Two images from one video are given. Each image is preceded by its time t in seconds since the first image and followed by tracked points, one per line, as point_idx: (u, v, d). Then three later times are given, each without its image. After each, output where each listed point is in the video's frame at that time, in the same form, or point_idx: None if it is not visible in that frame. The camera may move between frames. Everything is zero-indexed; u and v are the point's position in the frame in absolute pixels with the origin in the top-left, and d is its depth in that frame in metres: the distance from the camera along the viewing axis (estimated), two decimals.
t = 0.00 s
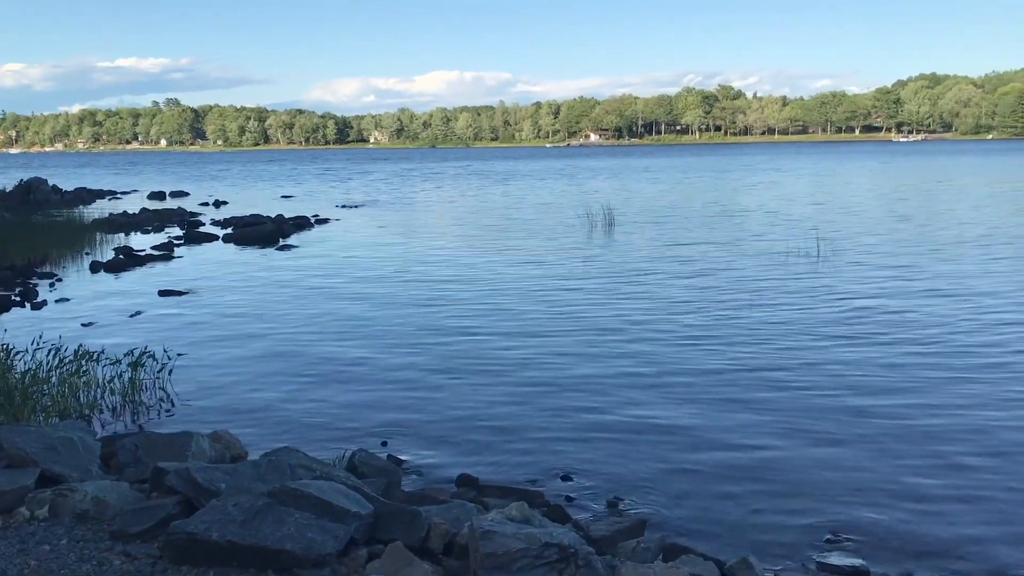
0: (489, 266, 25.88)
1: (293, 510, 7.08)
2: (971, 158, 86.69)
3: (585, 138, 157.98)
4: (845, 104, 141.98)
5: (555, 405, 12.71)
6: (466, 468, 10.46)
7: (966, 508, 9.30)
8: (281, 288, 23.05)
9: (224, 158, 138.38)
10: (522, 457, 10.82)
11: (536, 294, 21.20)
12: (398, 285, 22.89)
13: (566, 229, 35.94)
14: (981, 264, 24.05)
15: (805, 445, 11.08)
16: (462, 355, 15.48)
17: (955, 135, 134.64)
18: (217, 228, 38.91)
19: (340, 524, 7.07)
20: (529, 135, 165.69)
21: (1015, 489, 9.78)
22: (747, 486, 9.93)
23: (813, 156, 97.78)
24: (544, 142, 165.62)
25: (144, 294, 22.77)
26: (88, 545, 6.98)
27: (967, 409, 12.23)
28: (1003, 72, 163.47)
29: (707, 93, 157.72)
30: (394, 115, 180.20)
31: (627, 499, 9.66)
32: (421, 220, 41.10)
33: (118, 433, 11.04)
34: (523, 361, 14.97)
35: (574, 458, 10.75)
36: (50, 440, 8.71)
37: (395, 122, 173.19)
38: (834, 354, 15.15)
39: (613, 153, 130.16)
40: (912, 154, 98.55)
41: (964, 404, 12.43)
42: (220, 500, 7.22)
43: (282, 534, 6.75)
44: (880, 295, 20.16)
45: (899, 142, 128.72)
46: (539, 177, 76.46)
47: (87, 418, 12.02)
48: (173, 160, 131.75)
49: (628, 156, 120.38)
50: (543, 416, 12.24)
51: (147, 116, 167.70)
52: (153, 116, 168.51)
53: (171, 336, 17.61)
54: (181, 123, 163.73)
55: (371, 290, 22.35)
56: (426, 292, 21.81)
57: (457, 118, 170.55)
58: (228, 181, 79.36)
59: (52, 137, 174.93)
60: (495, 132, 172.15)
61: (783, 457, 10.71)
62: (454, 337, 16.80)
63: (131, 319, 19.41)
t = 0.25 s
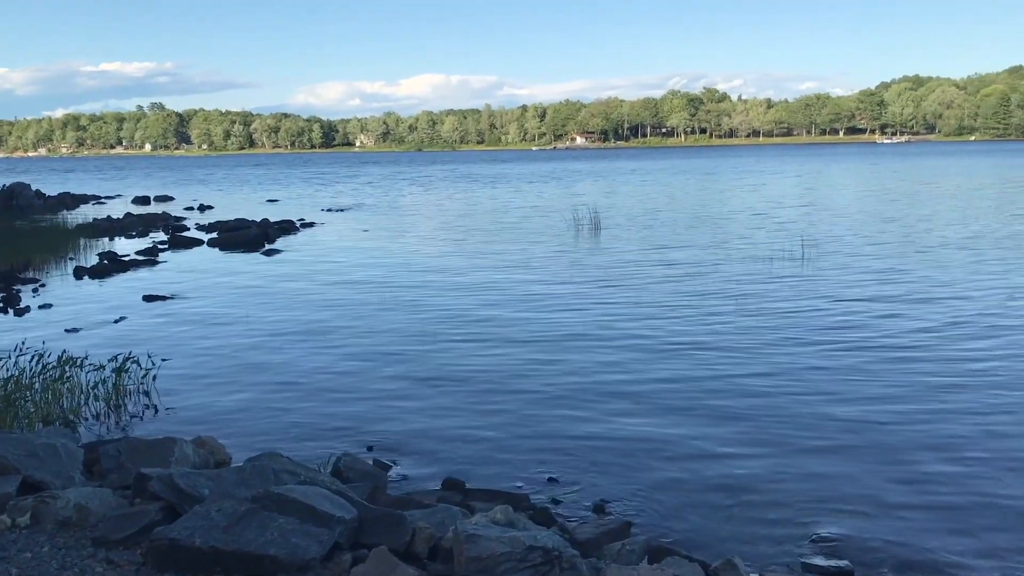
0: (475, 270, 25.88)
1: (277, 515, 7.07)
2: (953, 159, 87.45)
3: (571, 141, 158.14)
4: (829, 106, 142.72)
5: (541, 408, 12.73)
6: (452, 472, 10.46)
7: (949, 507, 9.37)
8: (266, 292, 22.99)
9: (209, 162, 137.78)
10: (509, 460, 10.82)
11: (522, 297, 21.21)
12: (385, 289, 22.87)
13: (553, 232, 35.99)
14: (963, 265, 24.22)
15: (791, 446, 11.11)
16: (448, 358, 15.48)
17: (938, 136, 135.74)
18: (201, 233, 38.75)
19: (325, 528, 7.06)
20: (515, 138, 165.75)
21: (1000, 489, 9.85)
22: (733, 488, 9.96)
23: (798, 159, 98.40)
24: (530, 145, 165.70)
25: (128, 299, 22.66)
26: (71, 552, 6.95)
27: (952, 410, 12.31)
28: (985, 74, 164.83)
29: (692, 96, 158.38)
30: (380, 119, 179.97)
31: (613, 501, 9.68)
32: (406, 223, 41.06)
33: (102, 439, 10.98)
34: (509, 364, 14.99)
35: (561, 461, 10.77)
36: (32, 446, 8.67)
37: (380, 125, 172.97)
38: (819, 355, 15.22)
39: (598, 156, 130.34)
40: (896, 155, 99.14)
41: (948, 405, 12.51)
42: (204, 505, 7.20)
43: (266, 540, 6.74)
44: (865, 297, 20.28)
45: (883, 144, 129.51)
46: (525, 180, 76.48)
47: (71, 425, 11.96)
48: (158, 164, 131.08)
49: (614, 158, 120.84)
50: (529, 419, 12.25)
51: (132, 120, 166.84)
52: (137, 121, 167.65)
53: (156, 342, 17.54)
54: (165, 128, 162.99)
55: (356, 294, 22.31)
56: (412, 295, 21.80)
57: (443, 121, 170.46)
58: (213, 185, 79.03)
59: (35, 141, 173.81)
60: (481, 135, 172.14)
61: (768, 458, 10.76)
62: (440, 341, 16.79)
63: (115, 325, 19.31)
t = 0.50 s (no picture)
0: (461, 271, 25.87)
1: (262, 518, 7.04)
2: (938, 159, 88.03)
3: (558, 141, 158.28)
4: (814, 106, 143.36)
5: (528, 409, 12.72)
6: (439, 473, 10.46)
7: (934, 505, 9.43)
8: (253, 294, 22.91)
9: (194, 164, 137.12)
10: (496, 461, 10.82)
11: (509, 298, 21.21)
12: (371, 291, 22.83)
13: (539, 232, 36.01)
14: (947, 265, 24.37)
15: (776, 445, 11.15)
16: (434, 360, 15.47)
17: (922, 135, 136.61)
18: (187, 235, 38.56)
19: (311, 531, 7.04)
20: (501, 139, 165.69)
21: (983, 487, 9.90)
22: (719, 487, 9.98)
23: (784, 158, 98.84)
24: (517, 145, 165.67)
25: (112, 303, 22.53)
26: (55, 557, 6.92)
27: (937, 408, 12.36)
28: (969, 74, 166.01)
29: (678, 96, 158.83)
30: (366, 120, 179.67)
31: (601, 500, 9.69)
32: (393, 225, 41.00)
33: (87, 443, 10.92)
34: (496, 366, 14.99)
35: (549, 461, 10.77)
36: (15, 450, 8.61)
37: (366, 126, 172.74)
38: (805, 355, 15.26)
39: (585, 156, 130.47)
40: (880, 155, 99.67)
41: (933, 403, 12.56)
42: (188, 508, 7.18)
43: (251, 542, 6.73)
44: (850, 296, 20.36)
45: (868, 143, 130.22)
46: (512, 181, 76.43)
47: (56, 429, 11.88)
48: (143, 167, 130.38)
49: (601, 158, 121.11)
50: (516, 420, 12.25)
51: (116, 122, 165.96)
52: (121, 123, 166.77)
53: (141, 344, 17.44)
54: (150, 129, 162.22)
55: (342, 296, 22.25)
56: (398, 297, 21.76)
57: (429, 122, 170.29)
58: (198, 188, 78.72)
59: (18, 144, 172.65)
60: (467, 136, 171.95)
61: (754, 457, 10.79)
62: (426, 342, 16.77)
63: (99, 328, 19.19)
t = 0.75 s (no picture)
0: (446, 270, 25.85)
1: (246, 518, 7.03)
2: (921, 156, 88.51)
3: (543, 140, 158.32)
4: (798, 104, 143.96)
5: (513, 408, 12.73)
6: (424, 473, 10.45)
7: (917, 499, 9.49)
8: (237, 295, 22.81)
9: (177, 164, 136.35)
10: (482, 460, 10.82)
11: (493, 297, 21.21)
12: (355, 291, 22.78)
13: (524, 232, 36.02)
14: (929, 262, 24.53)
15: (761, 442, 11.18)
16: (419, 359, 15.46)
17: (904, 133, 137.33)
18: (170, 236, 38.35)
19: (294, 532, 7.04)
20: (486, 138, 165.56)
21: (966, 480, 9.96)
22: (705, 484, 10.01)
23: (768, 157, 99.22)
24: (502, 144, 165.55)
25: (94, 304, 22.39)
26: (37, 561, 6.91)
27: (920, 403, 12.41)
28: (950, 72, 167.11)
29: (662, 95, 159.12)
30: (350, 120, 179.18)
31: (586, 498, 9.71)
32: (377, 224, 40.92)
33: (69, 445, 10.85)
34: (481, 365, 14.99)
35: (534, 460, 10.78)
36: None
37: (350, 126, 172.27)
38: (789, 352, 15.31)
39: (570, 155, 130.57)
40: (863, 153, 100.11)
41: (917, 398, 12.62)
42: (171, 510, 7.17)
43: (235, 543, 6.73)
44: (834, 293, 20.43)
45: (851, 142, 130.88)
46: (496, 180, 76.40)
47: (38, 431, 11.81)
48: (125, 168, 129.55)
49: (586, 157, 121.24)
50: (501, 419, 12.26)
51: (98, 123, 164.84)
52: (103, 123, 165.68)
53: (124, 346, 17.34)
54: (133, 130, 161.22)
55: (326, 296, 22.19)
56: (383, 297, 21.73)
57: (413, 121, 170.00)
58: (181, 188, 78.30)
59: None
60: (452, 136, 171.68)
61: (739, 454, 10.82)
62: (411, 342, 16.75)
63: (81, 330, 19.07)
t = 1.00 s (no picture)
0: (432, 270, 25.83)
1: (231, 519, 7.02)
2: (904, 154, 89.08)
3: (529, 139, 158.42)
4: (782, 102, 144.57)
5: (500, 407, 12.72)
6: (411, 472, 10.43)
7: (903, 497, 9.53)
8: (222, 295, 22.72)
9: (162, 164, 135.69)
10: (469, 459, 10.81)
11: (480, 296, 21.21)
12: (341, 290, 22.73)
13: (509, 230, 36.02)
14: (913, 260, 24.67)
15: (748, 440, 11.21)
16: (406, 359, 15.44)
17: (887, 131, 138.19)
18: (154, 236, 38.17)
19: (280, 532, 7.02)
20: (472, 137, 165.54)
21: (951, 476, 10.01)
22: (692, 482, 10.03)
23: (752, 155, 99.69)
24: (487, 143, 165.53)
25: (78, 304, 22.27)
26: (22, 563, 6.89)
27: (906, 401, 12.49)
28: (933, 70, 168.19)
29: (647, 93, 159.60)
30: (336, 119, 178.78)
31: (574, 497, 9.71)
32: (363, 223, 40.85)
33: (53, 447, 10.79)
34: (467, 364, 14.97)
35: (522, 459, 10.77)
36: None
37: (336, 125, 171.90)
38: (776, 350, 15.36)
39: (556, 154, 130.69)
40: (848, 151, 100.65)
41: (902, 396, 12.69)
42: (157, 511, 7.17)
43: (221, 543, 6.74)
44: (819, 291, 20.52)
45: (835, 139, 131.58)
46: (482, 179, 76.41)
47: (21, 433, 11.73)
48: (109, 167, 128.82)
49: (572, 156, 121.42)
50: (488, 418, 12.25)
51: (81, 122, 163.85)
52: (87, 123, 164.71)
53: (108, 346, 17.25)
54: (116, 129, 160.34)
55: (312, 296, 22.13)
56: (369, 296, 21.68)
57: (399, 120, 169.75)
58: (165, 187, 77.94)
59: None
60: (437, 134, 171.52)
61: (726, 452, 10.85)
62: (397, 341, 16.72)
63: (65, 330, 18.97)
